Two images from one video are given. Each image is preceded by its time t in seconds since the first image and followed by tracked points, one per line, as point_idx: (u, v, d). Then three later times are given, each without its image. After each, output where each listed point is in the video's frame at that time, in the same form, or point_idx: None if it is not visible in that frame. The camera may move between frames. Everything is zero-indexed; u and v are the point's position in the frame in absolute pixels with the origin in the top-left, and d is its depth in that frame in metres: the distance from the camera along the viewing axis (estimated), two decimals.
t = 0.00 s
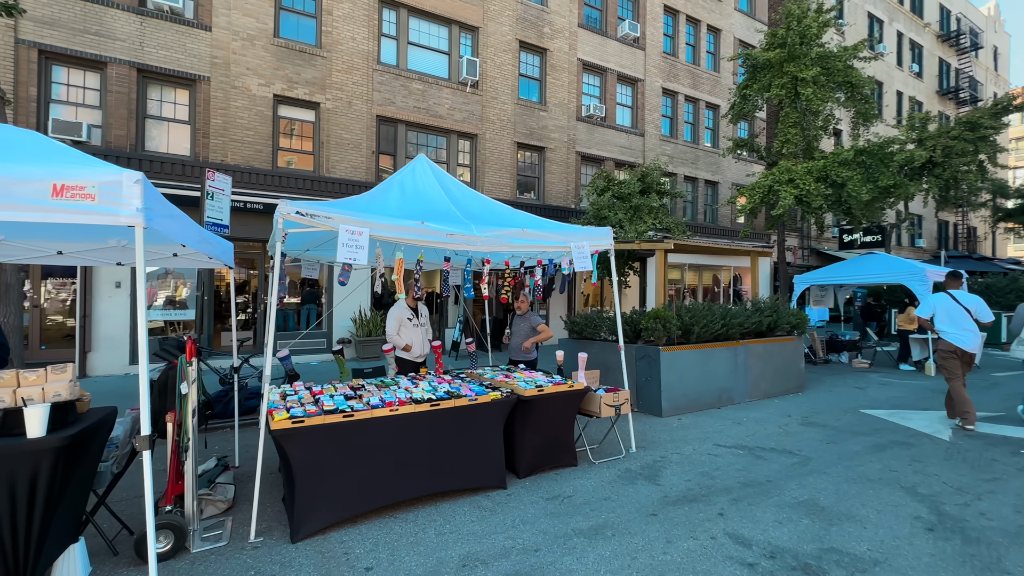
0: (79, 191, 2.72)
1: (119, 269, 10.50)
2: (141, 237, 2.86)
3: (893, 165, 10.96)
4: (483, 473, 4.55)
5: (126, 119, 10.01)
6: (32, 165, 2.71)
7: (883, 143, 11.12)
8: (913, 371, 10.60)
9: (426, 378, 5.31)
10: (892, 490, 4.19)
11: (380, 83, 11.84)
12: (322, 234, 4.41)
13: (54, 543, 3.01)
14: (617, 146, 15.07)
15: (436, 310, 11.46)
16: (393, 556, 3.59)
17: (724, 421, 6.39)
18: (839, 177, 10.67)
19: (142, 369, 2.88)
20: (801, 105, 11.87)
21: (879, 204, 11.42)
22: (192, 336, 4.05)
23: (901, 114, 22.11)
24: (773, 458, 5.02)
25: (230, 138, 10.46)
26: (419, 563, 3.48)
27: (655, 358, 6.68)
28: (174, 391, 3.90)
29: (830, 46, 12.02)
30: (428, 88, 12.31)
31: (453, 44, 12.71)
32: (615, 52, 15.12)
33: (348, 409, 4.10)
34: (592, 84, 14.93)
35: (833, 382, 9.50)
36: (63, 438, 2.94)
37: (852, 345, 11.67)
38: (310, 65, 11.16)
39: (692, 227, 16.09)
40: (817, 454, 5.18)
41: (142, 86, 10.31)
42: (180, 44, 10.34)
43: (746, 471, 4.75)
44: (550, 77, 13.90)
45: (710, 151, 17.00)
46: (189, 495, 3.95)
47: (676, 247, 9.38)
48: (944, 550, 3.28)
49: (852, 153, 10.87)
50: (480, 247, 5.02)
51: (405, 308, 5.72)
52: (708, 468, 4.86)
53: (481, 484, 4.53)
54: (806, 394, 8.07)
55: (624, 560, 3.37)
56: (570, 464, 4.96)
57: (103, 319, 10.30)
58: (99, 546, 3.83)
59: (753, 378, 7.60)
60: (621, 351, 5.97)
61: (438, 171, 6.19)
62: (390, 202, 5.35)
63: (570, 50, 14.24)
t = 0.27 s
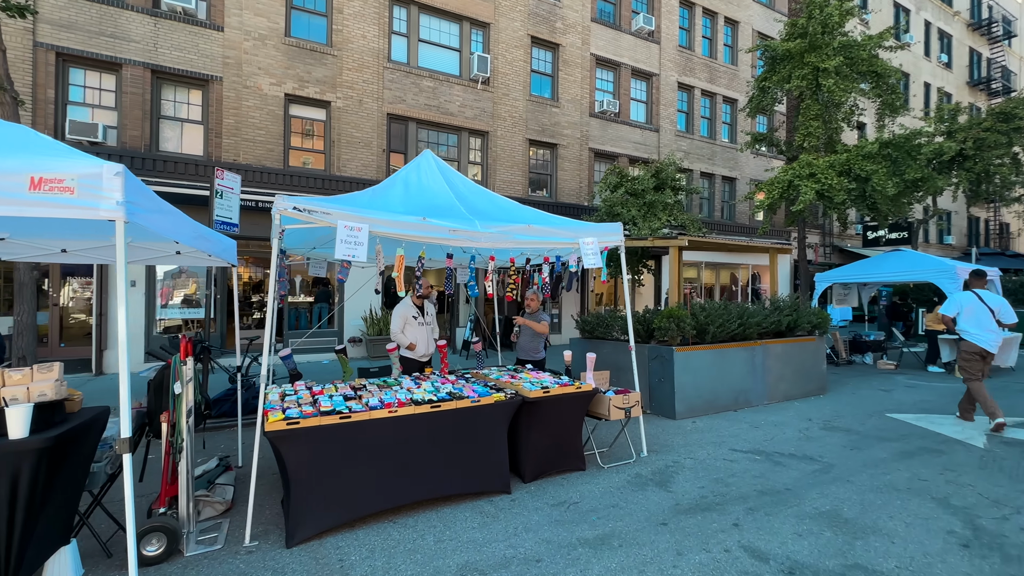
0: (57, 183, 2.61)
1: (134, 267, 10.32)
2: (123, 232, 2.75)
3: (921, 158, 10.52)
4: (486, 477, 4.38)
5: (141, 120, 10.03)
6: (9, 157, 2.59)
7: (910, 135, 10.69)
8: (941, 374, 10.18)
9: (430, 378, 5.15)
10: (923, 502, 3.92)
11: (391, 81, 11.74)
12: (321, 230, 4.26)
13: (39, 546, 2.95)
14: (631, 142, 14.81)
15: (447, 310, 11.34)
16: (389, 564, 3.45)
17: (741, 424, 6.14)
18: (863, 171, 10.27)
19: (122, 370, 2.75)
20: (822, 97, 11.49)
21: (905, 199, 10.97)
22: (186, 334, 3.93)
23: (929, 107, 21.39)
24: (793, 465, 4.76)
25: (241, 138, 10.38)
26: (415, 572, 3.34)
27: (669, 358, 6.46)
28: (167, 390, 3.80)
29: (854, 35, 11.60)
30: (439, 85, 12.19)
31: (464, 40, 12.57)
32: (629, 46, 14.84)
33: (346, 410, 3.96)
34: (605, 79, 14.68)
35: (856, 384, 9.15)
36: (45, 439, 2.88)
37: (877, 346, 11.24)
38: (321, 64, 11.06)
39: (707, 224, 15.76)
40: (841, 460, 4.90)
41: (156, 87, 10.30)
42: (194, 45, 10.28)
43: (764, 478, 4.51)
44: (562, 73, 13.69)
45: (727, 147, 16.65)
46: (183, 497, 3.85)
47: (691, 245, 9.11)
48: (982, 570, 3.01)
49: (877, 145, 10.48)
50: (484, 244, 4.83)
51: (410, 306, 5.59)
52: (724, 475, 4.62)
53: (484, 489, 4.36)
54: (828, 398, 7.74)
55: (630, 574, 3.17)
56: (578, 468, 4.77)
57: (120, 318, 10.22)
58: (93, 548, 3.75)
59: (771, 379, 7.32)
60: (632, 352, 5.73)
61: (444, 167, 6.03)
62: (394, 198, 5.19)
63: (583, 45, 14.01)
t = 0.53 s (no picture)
0: (29, 181, 2.49)
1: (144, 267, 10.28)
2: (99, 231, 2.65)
3: (945, 150, 10.12)
4: (486, 483, 4.22)
5: (150, 121, 9.98)
6: None
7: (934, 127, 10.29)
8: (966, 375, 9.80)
9: (430, 380, 5.01)
10: (951, 514, 3.67)
11: (398, 79, 11.62)
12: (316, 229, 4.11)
13: (17, 556, 2.86)
14: (642, 138, 14.55)
15: (456, 310, 11.24)
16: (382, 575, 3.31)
17: (755, 427, 5.90)
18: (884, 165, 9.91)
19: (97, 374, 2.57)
20: (841, 89, 11.12)
21: (929, 193, 10.58)
22: (176, 336, 3.83)
23: (952, 98, 20.75)
24: (810, 472, 4.52)
25: (249, 138, 10.33)
26: None
27: (679, 359, 6.25)
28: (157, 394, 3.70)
29: (875, 24, 11.21)
30: (447, 83, 12.06)
31: (472, 37, 12.43)
32: (640, 40, 14.56)
33: (340, 414, 3.83)
34: (616, 74, 14.43)
35: (877, 385, 8.83)
36: (22, 446, 2.81)
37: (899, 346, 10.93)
38: (328, 63, 10.98)
39: (720, 220, 15.48)
40: (861, 467, 4.65)
41: (165, 88, 10.20)
42: (201, 45, 10.21)
43: (779, 486, 4.28)
44: (572, 68, 13.48)
45: (742, 142, 16.30)
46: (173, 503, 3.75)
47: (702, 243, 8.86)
48: None
49: (899, 138, 10.11)
50: (485, 242, 4.66)
51: (410, 306, 5.45)
52: (736, 482, 4.40)
53: (483, 495, 4.20)
54: (847, 400, 7.46)
55: None
56: (583, 474, 4.58)
57: (130, 317, 10.16)
58: (84, 555, 3.68)
59: (787, 381, 7.06)
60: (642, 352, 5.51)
61: (447, 164, 5.87)
62: (394, 196, 5.03)
63: (593, 40, 13.77)
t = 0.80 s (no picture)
0: None
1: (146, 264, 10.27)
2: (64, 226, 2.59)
3: (959, 139, 9.82)
4: (479, 483, 4.10)
5: (150, 117, 9.90)
6: None
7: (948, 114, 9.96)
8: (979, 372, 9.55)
9: (424, 378, 4.89)
10: (963, 518, 3.50)
11: (399, 72, 11.49)
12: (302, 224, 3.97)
13: None
14: (648, 130, 14.33)
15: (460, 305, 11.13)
16: None
17: (760, 425, 5.73)
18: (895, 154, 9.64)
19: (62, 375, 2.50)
20: (851, 77, 10.83)
21: (942, 183, 10.28)
22: (157, 335, 3.74)
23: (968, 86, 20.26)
24: (816, 473, 4.35)
25: (249, 134, 10.25)
26: None
27: (682, 355, 6.09)
28: (139, 393, 3.63)
29: (887, 9, 10.89)
30: (448, 75, 11.91)
31: (472, 29, 12.27)
32: (645, 30, 14.31)
33: (326, 414, 3.73)
34: (620, 65, 14.20)
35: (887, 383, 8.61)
36: None
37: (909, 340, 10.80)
38: (328, 57, 10.87)
39: (727, 213, 15.25)
40: (869, 466, 4.49)
41: (165, 83, 10.16)
42: (200, 40, 10.12)
43: (783, 487, 4.13)
44: (575, 59, 13.27)
45: (749, 133, 16.04)
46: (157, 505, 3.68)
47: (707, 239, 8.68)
48: None
49: (912, 126, 9.81)
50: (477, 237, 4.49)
51: (401, 302, 5.36)
52: (738, 482, 4.26)
53: (477, 496, 4.08)
54: (856, 397, 7.26)
55: None
56: (580, 475, 4.43)
57: (133, 314, 10.14)
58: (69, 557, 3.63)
59: (794, 377, 6.87)
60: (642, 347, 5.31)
61: (443, 158, 5.71)
62: (387, 190, 4.88)
63: (597, 30, 13.55)
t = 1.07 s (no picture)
0: None
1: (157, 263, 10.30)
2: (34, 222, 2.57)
3: (984, 129, 9.42)
4: (473, 485, 3.99)
5: (160, 118, 9.89)
6: None
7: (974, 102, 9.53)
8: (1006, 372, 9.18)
9: (421, 377, 4.79)
10: (983, 527, 3.29)
11: (405, 70, 11.42)
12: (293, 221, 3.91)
13: None
14: (659, 124, 14.09)
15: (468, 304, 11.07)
16: None
17: (771, 427, 5.53)
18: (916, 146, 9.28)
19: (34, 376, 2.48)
20: (870, 65, 10.46)
21: (966, 174, 9.89)
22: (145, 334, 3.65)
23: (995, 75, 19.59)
24: (827, 478, 4.14)
25: (257, 133, 10.26)
26: None
27: (690, 354, 5.93)
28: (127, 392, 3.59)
29: None
30: (455, 72, 11.82)
31: (480, 25, 12.15)
32: (656, 22, 14.04)
33: (316, 414, 3.66)
34: (630, 58, 13.96)
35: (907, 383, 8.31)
36: None
37: (931, 338, 10.48)
38: (334, 55, 10.85)
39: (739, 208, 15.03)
40: (883, 471, 4.27)
41: (174, 84, 10.08)
42: (208, 41, 10.07)
43: (791, 492, 3.94)
44: (584, 54, 13.08)
45: (764, 127, 15.72)
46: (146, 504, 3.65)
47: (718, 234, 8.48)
48: None
49: (934, 116, 9.42)
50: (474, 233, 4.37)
51: (398, 301, 5.31)
52: (743, 486, 4.07)
53: (470, 498, 3.98)
54: (872, 397, 7.00)
55: None
56: (580, 477, 4.29)
57: (144, 313, 10.20)
58: (59, 556, 3.62)
59: (807, 377, 6.64)
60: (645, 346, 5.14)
61: (443, 152, 5.56)
62: (383, 185, 4.78)
63: (606, 23, 13.33)
